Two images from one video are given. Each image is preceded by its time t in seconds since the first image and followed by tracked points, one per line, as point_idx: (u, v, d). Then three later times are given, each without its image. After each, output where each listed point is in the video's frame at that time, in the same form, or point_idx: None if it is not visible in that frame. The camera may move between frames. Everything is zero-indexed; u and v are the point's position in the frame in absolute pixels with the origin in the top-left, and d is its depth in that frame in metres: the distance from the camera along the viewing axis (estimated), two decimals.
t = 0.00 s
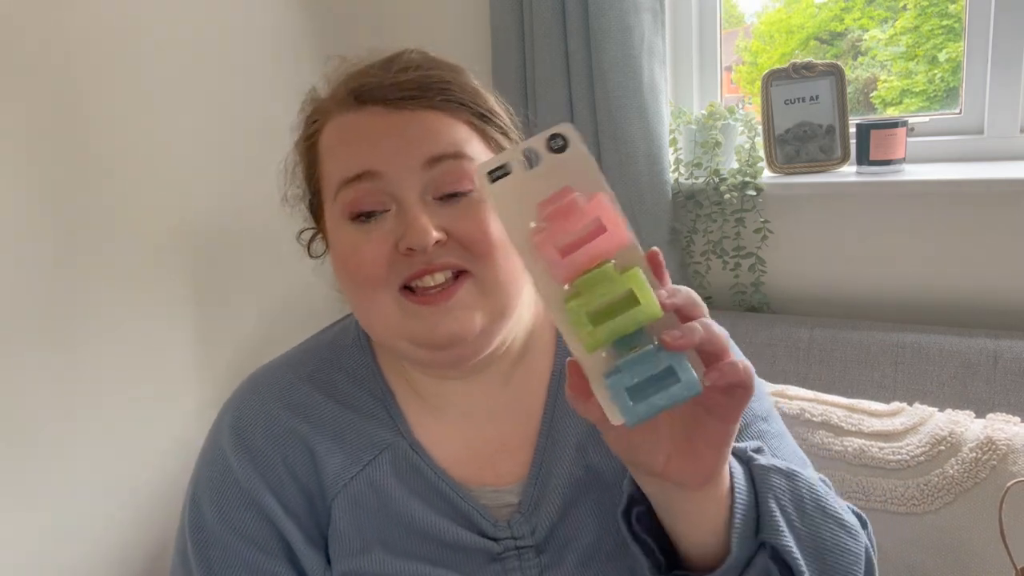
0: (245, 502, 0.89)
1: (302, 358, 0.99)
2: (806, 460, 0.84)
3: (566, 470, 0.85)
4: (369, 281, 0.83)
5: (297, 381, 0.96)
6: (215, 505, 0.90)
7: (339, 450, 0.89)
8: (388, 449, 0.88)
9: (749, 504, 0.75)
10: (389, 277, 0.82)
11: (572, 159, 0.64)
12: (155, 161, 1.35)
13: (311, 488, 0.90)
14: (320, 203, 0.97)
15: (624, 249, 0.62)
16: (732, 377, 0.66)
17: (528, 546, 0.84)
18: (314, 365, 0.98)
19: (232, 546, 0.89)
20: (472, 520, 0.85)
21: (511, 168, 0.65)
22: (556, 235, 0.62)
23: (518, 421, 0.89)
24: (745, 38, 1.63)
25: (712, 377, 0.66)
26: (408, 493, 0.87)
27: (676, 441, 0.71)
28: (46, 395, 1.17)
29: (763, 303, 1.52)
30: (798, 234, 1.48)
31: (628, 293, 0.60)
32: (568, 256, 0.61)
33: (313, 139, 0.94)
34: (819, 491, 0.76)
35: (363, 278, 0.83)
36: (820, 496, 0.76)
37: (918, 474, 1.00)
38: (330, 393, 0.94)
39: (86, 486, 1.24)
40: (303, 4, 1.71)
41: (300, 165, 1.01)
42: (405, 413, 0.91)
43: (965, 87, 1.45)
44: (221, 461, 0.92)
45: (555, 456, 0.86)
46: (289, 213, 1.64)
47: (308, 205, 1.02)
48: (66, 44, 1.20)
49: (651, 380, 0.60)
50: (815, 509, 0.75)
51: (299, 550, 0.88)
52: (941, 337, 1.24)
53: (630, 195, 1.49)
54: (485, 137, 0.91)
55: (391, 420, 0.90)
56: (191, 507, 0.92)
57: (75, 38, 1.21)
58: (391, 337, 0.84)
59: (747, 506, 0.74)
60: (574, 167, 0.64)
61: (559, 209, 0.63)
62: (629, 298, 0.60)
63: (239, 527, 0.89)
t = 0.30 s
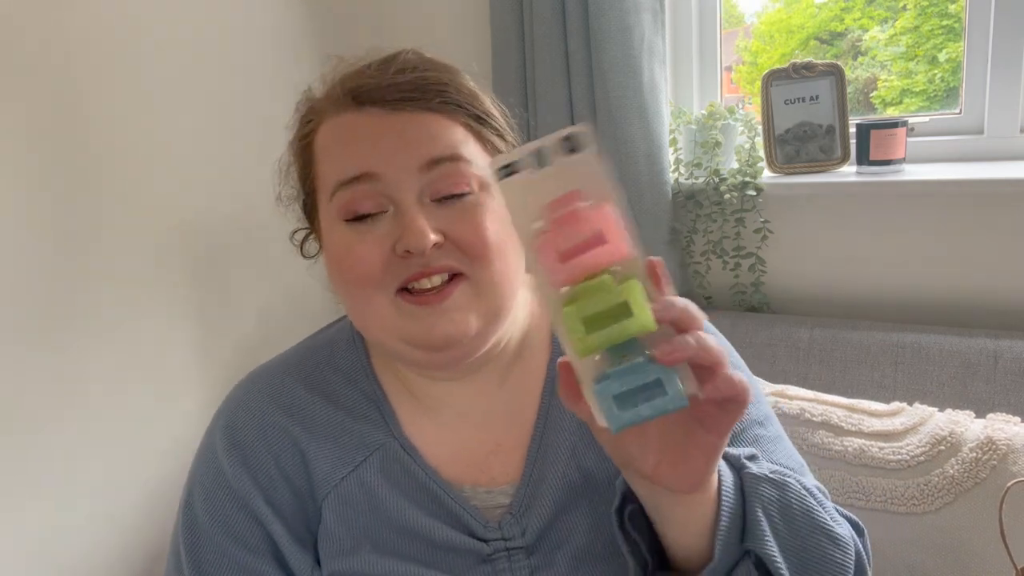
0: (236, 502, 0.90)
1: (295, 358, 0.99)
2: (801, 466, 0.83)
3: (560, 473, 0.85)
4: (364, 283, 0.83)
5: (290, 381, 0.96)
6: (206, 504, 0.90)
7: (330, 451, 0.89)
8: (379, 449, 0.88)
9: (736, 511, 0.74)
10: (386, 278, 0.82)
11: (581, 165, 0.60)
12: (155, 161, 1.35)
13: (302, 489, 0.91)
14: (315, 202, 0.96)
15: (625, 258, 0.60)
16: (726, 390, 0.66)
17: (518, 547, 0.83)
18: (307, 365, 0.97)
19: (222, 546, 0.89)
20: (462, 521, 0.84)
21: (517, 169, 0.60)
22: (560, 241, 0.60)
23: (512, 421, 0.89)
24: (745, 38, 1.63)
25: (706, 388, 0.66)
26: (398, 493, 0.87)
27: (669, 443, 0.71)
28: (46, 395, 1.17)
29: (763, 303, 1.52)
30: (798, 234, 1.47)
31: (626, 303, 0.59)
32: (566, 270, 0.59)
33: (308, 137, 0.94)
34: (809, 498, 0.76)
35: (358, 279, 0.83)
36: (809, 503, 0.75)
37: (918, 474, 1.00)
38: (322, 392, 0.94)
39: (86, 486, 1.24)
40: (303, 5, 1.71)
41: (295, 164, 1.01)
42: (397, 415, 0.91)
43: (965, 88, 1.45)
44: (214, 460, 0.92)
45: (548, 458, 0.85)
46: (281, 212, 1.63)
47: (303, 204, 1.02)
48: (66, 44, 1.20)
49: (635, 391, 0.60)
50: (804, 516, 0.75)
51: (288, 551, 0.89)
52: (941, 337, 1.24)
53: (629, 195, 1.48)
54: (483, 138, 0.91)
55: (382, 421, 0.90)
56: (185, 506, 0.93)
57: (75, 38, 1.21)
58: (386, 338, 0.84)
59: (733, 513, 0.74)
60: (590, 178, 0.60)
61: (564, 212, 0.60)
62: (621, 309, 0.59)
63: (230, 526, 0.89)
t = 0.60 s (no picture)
0: (229, 510, 0.89)
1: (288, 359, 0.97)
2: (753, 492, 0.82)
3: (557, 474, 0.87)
4: (407, 264, 0.83)
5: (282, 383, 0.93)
6: (200, 514, 0.90)
7: (325, 456, 0.89)
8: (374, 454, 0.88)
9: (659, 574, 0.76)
10: (431, 262, 0.83)
11: (351, 351, 0.61)
12: (155, 161, 1.35)
13: (297, 494, 0.90)
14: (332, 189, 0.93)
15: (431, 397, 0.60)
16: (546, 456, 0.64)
17: (518, 546, 0.84)
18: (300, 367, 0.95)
19: (217, 555, 0.88)
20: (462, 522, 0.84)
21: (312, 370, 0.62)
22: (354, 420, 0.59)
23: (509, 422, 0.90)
24: (745, 38, 1.63)
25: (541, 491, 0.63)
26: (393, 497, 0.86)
27: (559, 530, 0.72)
28: (46, 395, 1.17)
29: (763, 303, 1.52)
30: (798, 234, 1.47)
31: (440, 455, 0.58)
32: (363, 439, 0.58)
33: (339, 116, 0.92)
34: (741, 553, 0.77)
35: (400, 261, 0.84)
36: (741, 563, 0.76)
37: (918, 474, 1.00)
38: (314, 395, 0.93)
39: (86, 487, 1.24)
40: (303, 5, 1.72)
41: (310, 145, 0.98)
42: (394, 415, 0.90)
43: (965, 88, 1.45)
44: (206, 468, 0.91)
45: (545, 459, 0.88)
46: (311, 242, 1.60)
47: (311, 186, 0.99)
48: (66, 44, 1.20)
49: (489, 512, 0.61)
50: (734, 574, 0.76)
51: (284, 557, 0.89)
52: (941, 337, 1.24)
53: (630, 195, 1.48)
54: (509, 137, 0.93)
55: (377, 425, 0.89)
56: (176, 516, 0.92)
57: (75, 38, 1.21)
58: (417, 324, 0.84)
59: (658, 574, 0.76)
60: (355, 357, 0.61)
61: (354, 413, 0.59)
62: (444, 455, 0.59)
63: (224, 535, 0.89)
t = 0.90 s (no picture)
0: (225, 511, 0.89)
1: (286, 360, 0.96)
2: (715, 494, 0.83)
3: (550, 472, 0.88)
4: (426, 261, 0.82)
5: (280, 384, 0.93)
6: (196, 515, 0.89)
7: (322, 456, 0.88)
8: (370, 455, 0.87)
9: None
10: (450, 262, 0.82)
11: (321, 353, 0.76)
12: (155, 161, 1.35)
13: (292, 495, 0.90)
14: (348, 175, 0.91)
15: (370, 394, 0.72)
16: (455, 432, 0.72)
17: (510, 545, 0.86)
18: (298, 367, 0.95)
19: (213, 556, 0.88)
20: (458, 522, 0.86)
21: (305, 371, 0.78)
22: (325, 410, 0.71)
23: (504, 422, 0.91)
24: (745, 38, 1.63)
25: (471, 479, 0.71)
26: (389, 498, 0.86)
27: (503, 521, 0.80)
28: (46, 395, 1.17)
29: (763, 303, 1.52)
30: (798, 234, 1.47)
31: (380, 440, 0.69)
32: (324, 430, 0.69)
33: (367, 107, 0.90)
34: (687, 560, 0.79)
35: (420, 257, 0.82)
36: (687, 569, 0.79)
37: (918, 474, 1.00)
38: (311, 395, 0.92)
39: (86, 487, 1.24)
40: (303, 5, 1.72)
41: (330, 133, 0.96)
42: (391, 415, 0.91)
43: (965, 88, 1.45)
44: (203, 469, 0.91)
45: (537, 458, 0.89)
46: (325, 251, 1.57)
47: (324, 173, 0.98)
48: (66, 44, 1.20)
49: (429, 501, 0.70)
50: None
51: (278, 557, 0.89)
52: (941, 337, 1.24)
53: (630, 195, 1.48)
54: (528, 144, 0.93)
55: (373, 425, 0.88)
56: (173, 517, 0.91)
57: (75, 38, 1.21)
58: (429, 322, 0.83)
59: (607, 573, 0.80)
60: (332, 354, 0.75)
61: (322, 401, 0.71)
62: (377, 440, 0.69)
63: (220, 536, 0.88)
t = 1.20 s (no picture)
0: (223, 509, 0.89)
1: (285, 357, 0.97)
2: (705, 493, 0.83)
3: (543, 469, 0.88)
4: (427, 260, 0.82)
5: (278, 382, 0.93)
6: (195, 513, 0.89)
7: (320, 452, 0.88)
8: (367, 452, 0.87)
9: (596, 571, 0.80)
10: (451, 263, 0.82)
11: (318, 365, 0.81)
12: (155, 161, 1.35)
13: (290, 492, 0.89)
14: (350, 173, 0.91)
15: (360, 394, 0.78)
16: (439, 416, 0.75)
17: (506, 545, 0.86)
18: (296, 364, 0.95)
19: (210, 555, 0.88)
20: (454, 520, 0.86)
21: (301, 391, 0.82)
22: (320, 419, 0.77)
23: (500, 422, 0.91)
24: (745, 38, 1.63)
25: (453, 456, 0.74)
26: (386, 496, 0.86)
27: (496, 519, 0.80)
28: (46, 395, 1.17)
29: (763, 303, 1.52)
30: (798, 234, 1.48)
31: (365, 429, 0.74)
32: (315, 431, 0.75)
33: (374, 105, 0.90)
34: (673, 555, 0.79)
35: (421, 256, 0.82)
36: (672, 563, 0.79)
37: (918, 474, 1.00)
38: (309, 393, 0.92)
39: (86, 487, 1.24)
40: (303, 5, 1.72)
41: (336, 130, 0.96)
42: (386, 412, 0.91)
43: (965, 88, 1.45)
44: (202, 468, 0.91)
45: (531, 456, 0.89)
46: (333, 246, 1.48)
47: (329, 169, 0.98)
48: (66, 44, 1.20)
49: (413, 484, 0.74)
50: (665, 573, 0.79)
51: (274, 555, 0.89)
52: (941, 337, 1.24)
53: (630, 195, 1.49)
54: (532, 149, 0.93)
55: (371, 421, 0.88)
56: (171, 516, 0.91)
57: (76, 38, 1.21)
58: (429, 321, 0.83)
59: (594, 568, 0.80)
60: (327, 370, 0.81)
61: (313, 411, 0.77)
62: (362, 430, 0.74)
63: (218, 534, 0.88)
